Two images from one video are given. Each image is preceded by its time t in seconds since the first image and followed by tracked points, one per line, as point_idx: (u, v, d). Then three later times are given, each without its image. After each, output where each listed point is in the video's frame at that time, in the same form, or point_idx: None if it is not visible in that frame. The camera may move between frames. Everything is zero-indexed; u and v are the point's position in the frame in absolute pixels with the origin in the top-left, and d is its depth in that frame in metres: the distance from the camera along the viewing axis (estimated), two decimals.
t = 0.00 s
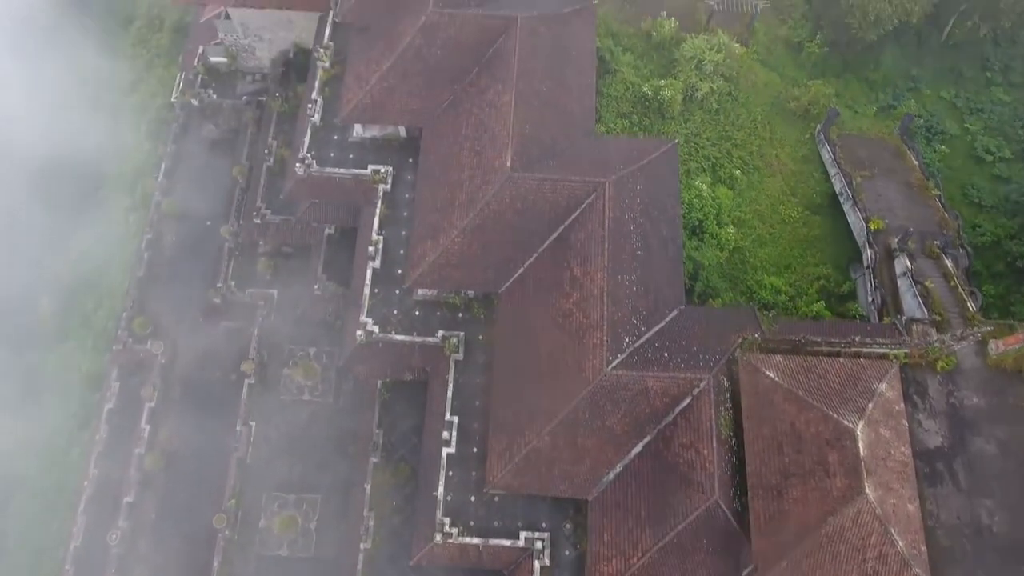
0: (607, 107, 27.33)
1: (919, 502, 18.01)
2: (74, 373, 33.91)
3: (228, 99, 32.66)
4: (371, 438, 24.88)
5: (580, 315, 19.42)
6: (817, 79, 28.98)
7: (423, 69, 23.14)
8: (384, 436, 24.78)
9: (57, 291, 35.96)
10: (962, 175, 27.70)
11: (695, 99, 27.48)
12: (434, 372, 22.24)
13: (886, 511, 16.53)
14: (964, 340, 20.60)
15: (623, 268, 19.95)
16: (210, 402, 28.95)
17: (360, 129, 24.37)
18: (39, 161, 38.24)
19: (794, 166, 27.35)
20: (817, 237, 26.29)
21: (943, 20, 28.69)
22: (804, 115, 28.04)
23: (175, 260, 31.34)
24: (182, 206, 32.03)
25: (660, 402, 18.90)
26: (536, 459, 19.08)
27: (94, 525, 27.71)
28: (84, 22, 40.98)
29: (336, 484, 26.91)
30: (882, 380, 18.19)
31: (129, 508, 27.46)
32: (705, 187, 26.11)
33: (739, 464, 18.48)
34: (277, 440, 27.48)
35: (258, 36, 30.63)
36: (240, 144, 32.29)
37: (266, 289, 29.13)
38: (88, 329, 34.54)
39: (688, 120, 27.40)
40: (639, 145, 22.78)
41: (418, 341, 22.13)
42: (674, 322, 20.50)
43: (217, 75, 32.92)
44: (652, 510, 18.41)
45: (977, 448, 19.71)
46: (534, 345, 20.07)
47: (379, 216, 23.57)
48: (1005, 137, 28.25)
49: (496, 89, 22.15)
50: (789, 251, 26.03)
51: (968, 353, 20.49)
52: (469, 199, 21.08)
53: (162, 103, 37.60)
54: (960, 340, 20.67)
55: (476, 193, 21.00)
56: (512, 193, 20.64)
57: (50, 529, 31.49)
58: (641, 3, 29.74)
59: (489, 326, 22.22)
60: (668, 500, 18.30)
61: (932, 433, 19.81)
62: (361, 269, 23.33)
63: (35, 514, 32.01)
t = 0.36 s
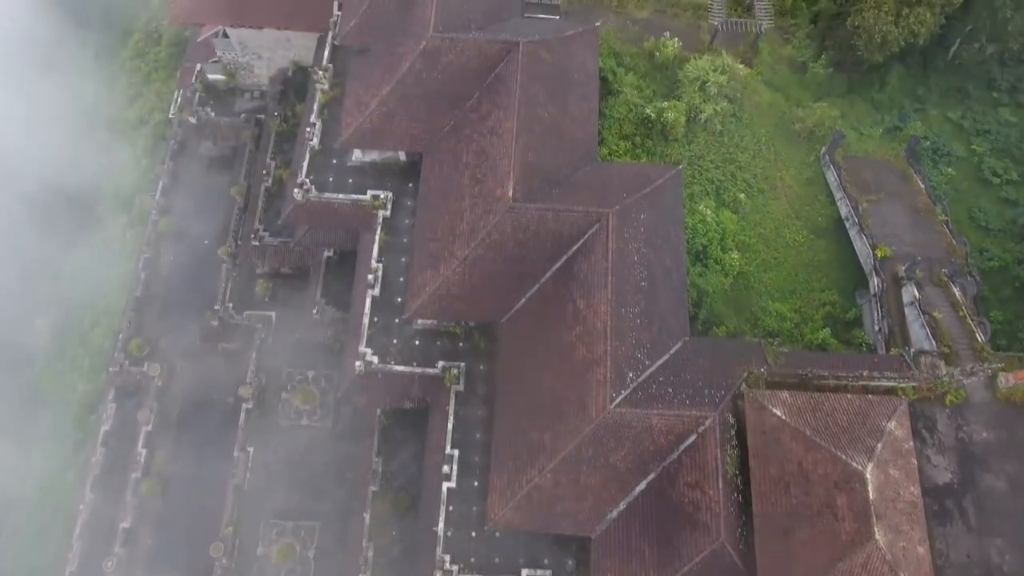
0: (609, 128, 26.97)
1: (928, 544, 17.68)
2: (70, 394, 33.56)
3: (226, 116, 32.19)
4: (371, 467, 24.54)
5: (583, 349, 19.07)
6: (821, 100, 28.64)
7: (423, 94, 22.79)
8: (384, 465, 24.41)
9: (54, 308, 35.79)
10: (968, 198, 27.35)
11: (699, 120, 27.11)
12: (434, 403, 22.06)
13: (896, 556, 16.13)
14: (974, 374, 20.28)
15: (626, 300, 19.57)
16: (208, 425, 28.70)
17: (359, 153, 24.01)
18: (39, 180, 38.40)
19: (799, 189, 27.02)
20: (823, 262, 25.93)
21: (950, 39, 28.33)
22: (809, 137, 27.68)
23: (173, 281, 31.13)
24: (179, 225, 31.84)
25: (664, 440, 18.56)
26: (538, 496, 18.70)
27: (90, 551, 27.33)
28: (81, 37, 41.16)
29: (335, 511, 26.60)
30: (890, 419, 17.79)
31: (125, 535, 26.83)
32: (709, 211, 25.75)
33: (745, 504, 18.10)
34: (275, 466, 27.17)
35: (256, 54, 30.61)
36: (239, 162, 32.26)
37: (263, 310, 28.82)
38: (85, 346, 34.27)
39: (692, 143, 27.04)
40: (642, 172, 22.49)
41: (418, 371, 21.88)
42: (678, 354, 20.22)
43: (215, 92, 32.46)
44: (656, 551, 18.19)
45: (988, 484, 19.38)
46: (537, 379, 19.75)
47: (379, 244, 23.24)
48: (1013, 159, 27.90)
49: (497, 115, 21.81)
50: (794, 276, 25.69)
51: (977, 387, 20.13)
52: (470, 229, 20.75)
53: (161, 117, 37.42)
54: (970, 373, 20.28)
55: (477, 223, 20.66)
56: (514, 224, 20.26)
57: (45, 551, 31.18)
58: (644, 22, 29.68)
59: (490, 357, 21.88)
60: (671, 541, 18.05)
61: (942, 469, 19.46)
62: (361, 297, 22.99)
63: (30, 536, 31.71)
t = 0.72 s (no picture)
0: (613, 154, 26.54)
1: None
2: (66, 415, 33.20)
3: (224, 137, 31.92)
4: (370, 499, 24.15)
5: (587, 391, 18.68)
6: (827, 124, 28.23)
7: (424, 123, 22.41)
8: (383, 497, 24.03)
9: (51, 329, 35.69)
10: (977, 224, 26.93)
11: (704, 146, 26.70)
12: (435, 439, 21.66)
13: None
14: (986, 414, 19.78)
15: (631, 339, 19.17)
16: (206, 450, 28.38)
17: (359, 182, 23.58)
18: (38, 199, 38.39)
19: (805, 215, 26.63)
20: (829, 291, 25.54)
21: (958, 62, 27.87)
22: (815, 162, 27.27)
23: (170, 303, 30.89)
24: (177, 246, 31.96)
25: (670, 484, 18.16)
26: (540, 542, 18.18)
27: None
28: (79, 56, 41.32)
29: (333, 541, 26.25)
30: (901, 464, 17.35)
31: (121, 565, 26.61)
32: (714, 240, 25.34)
33: (751, 550, 17.83)
34: (272, 496, 26.74)
35: (254, 75, 30.12)
36: (237, 183, 32.40)
37: (261, 336, 28.34)
38: (82, 367, 34.05)
39: (696, 168, 26.60)
40: (646, 205, 22.24)
41: (418, 408, 21.48)
42: (683, 393, 19.97)
43: (213, 112, 32.09)
44: None
45: (999, 527, 19.00)
46: (539, 419, 19.33)
47: (378, 275, 22.82)
48: (1021, 184, 27.52)
49: (498, 147, 21.42)
50: (800, 305, 25.29)
51: (988, 428, 19.61)
52: (471, 264, 20.37)
53: (160, 135, 37.47)
54: (981, 414, 19.76)
55: (478, 259, 20.27)
56: (516, 260, 19.88)
57: None
58: (648, 43, 29.29)
59: (491, 392, 21.52)
60: None
61: (952, 512, 19.06)
62: (360, 330, 22.57)
63: (25, 561, 31.36)
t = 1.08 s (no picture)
0: (616, 182, 26.16)
1: None
2: (62, 440, 32.77)
3: (222, 158, 31.49)
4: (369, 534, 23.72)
5: (591, 434, 18.24)
6: (833, 149, 27.83)
7: (424, 154, 22.01)
8: (382, 532, 23.61)
9: (46, 351, 35.34)
10: (985, 252, 26.57)
11: (708, 172, 26.30)
12: (435, 477, 21.24)
13: None
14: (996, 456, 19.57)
15: (635, 379, 18.78)
16: (203, 479, 27.94)
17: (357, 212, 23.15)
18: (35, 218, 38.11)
19: (811, 243, 26.24)
20: (835, 321, 25.16)
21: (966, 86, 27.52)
22: (821, 188, 26.91)
23: (166, 328, 30.55)
24: (174, 269, 31.56)
25: (675, 531, 17.85)
26: None
27: None
28: (76, 71, 41.01)
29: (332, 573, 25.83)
30: (913, 512, 17.05)
31: None
32: (719, 269, 24.94)
33: None
34: (270, 527, 26.29)
35: (252, 97, 29.70)
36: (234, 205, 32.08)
37: (258, 363, 28.12)
38: (78, 391, 33.63)
39: (701, 196, 26.20)
40: (650, 238, 21.85)
41: (418, 446, 21.02)
42: (688, 433, 19.57)
43: (211, 133, 31.76)
44: None
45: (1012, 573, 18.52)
46: (542, 461, 18.93)
47: (377, 308, 22.38)
48: None
49: (500, 179, 21.02)
50: (806, 336, 24.91)
51: (1000, 469, 19.32)
52: (472, 301, 19.97)
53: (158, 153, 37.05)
54: (994, 457, 19.46)
55: (480, 296, 19.86)
56: (519, 297, 19.49)
57: None
58: (651, 66, 28.91)
59: (493, 430, 21.14)
60: None
61: (964, 557, 18.53)
62: (359, 364, 22.18)
63: None
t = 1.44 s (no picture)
0: (619, 207, 25.82)
1: None
2: (57, 461, 32.46)
3: (220, 178, 31.42)
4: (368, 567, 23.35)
5: (594, 474, 17.84)
6: (838, 172, 27.50)
7: (424, 183, 21.63)
8: (382, 565, 23.24)
9: (43, 373, 35.02)
10: (993, 278, 26.21)
11: (712, 197, 25.90)
12: (436, 513, 20.90)
13: None
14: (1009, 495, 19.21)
15: (639, 418, 18.41)
16: (200, 506, 27.66)
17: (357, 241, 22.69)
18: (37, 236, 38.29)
19: (816, 268, 25.89)
20: (841, 349, 24.79)
21: (973, 108, 27.10)
22: (826, 213, 26.56)
23: (162, 350, 30.21)
24: (171, 290, 31.27)
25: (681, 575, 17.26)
26: None
27: None
28: (76, 87, 40.90)
29: None
30: (922, 557, 16.99)
31: None
32: (723, 297, 24.56)
33: None
34: (269, 557, 25.90)
35: (250, 118, 29.24)
36: (231, 225, 31.92)
37: (257, 389, 27.53)
38: (74, 414, 33.23)
39: (705, 221, 25.82)
40: (655, 269, 21.54)
41: (418, 482, 20.62)
42: (693, 471, 19.21)
43: (209, 154, 31.57)
44: None
45: None
46: (544, 501, 18.58)
47: (376, 339, 22.00)
48: None
49: (502, 210, 20.62)
50: (811, 365, 24.55)
51: (1012, 509, 19.05)
52: (473, 335, 19.60)
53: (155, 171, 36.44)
54: (1006, 499, 19.03)
55: (481, 330, 19.49)
56: (520, 333, 19.11)
57: None
58: (654, 87, 28.56)
59: (494, 466, 20.78)
60: None
61: None
62: (358, 397, 21.79)
63: None
